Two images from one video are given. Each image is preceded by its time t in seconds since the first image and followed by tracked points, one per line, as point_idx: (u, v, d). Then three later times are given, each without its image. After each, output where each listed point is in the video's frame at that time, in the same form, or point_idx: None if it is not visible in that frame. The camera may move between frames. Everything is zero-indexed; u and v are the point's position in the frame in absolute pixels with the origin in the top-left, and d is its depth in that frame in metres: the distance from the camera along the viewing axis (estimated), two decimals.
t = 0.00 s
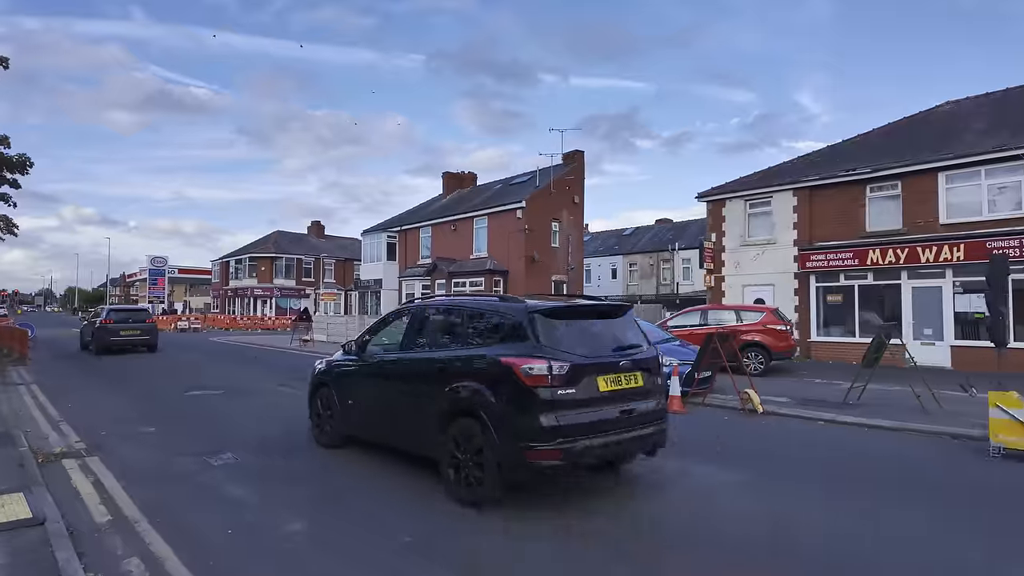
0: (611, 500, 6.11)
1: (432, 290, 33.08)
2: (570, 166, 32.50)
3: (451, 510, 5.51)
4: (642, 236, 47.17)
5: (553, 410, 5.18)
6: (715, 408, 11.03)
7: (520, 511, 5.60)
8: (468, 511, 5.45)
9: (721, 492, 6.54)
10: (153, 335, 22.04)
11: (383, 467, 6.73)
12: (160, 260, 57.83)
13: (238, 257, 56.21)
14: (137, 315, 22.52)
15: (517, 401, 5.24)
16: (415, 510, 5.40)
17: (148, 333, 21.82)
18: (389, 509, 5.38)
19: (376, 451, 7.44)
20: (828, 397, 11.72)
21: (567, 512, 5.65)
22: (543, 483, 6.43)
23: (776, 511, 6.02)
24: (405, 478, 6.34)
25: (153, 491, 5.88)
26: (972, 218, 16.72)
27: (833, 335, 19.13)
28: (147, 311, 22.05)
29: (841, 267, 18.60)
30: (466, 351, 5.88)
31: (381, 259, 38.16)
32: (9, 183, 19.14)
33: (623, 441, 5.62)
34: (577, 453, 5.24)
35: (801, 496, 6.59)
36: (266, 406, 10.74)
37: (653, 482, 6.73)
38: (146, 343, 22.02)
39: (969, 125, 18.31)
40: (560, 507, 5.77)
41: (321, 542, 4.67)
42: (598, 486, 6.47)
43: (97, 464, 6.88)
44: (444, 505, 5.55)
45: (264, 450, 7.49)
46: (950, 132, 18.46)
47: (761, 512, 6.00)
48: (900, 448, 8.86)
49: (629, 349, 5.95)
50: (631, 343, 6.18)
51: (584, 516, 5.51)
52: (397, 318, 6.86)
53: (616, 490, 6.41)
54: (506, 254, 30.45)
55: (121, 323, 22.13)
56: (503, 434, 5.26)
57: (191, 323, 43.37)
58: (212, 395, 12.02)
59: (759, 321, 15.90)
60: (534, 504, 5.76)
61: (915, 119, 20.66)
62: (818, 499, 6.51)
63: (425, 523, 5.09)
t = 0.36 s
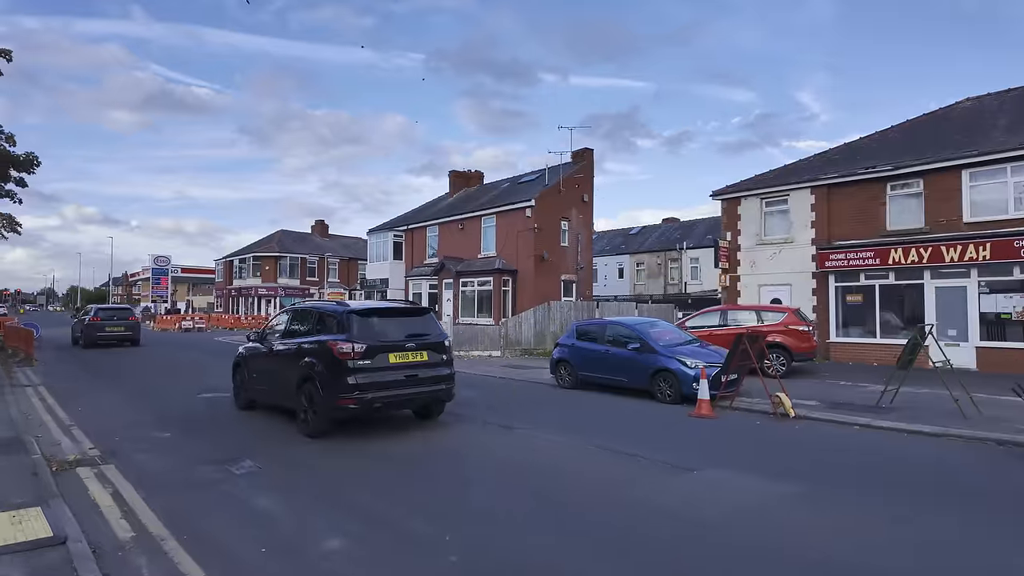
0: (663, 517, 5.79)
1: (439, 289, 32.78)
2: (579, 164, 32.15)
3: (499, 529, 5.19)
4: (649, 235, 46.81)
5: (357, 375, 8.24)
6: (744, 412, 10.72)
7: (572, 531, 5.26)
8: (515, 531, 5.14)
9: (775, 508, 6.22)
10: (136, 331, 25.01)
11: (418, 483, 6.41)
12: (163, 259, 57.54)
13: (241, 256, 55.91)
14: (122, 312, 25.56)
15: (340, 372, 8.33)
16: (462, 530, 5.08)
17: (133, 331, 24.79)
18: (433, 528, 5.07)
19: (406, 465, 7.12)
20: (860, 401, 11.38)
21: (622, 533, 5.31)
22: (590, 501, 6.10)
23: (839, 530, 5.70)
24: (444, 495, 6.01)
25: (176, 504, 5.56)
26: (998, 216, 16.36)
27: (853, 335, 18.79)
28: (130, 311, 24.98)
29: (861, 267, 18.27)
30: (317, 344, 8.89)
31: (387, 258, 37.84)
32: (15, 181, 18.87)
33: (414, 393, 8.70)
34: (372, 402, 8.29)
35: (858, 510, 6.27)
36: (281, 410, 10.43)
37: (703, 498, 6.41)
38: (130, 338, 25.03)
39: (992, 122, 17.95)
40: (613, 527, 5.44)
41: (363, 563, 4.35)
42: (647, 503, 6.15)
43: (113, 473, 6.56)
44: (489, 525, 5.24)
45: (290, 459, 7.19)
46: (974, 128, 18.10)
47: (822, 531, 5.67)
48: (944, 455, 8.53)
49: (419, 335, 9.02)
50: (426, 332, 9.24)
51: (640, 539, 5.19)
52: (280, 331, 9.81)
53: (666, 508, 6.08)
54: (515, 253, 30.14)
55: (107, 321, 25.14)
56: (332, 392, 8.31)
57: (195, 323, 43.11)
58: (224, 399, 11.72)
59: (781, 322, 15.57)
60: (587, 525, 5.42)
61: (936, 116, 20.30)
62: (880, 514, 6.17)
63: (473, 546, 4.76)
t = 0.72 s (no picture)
0: (718, 526, 5.41)
1: (445, 287, 32.41)
2: (587, 161, 31.76)
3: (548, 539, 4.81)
4: (654, 233, 46.44)
5: (260, 355, 10.95)
6: (774, 413, 10.37)
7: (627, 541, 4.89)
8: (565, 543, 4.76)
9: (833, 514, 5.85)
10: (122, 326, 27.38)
11: (452, 488, 6.03)
12: (164, 258, 57.21)
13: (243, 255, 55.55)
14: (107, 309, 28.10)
15: (248, 352, 11.09)
16: (510, 541, 4.70)
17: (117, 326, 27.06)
18: (478, 539, 4.69)
19: (436, 469, 6.75)
20: (892, 401, 11.02)
21: (681, 544, 4.94)
22: (636, 508, 5.73)
23: (908, 537, 5.33)
24: (482, 501, 5.65)
25: (198, 513, 5.20)
26: None
27: (872, 334, 18.43)
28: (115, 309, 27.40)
29: (881, 263, 17.91)
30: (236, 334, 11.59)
31: (392, 257, 37.49)
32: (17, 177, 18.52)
33: (309, 368, 11.50)
34: (272, 373, 11.05)
35: (920, 515, 5.90)
36: (296, 410, 10.07)
37: (754, 504, 6.03)
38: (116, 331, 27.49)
39: (1016, 115, 17.56)
40: (669, 536, 5.07)
41: None
42: (697, 511, 5.77)
43: (125, 478, 6.19)
44: (536, 536, 4.86)
45: (312, 462, 6.82)
46: (996, 122, 17.72)
47: (890, 538, 5.31)
48: (990, 458, 8.18)
49: (315, 325, 11.69)
50: (321, 323, 11.90)
51: (699, 551, 4.82)
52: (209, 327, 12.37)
53: (719, 515, 5.71)
54: (522, 251, 29.78)
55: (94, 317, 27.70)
56: (242, 367, 11.10)
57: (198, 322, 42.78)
58: (235, 398, 11.37)
59: (802, 320, 15.22)
60: (641, 534, 5.05)
61: (955, 110, 19.92)
62: (943, 519, 5.82)
63: (523, 560, 4.39)
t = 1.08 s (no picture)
0: (800, 544, 4.95)
1: (461, 286, 32.05)
2: (604, 157, 31.27)
3: (621, 562, 4.40)
4: (671, 231, 45.85)
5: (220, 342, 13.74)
6: (821, 417, 9.94)
7: (702, 563, 4.47)
8: (639, 566, 4.35)
9: (923, 528, 5.38)
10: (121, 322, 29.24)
11: (505, 501, 5.64)
12: (177, 257, 57.20)
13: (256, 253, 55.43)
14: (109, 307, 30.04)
15: (211, 340, 13.89)
16: (579, 564, 4.29)
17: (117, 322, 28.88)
18: (545, 564, 4.29)
19: (483, 479, 6.37)
20: (943, 405, 10.53)
21: (767, 567, 4.48)
22: (704, 523, 5.31)
23: (1017, 554, 4.83)
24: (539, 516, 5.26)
25: (238, 528, 4.84)
26: None
27: (906, 334, 17.87)
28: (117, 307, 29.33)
29: (917, 261, 17.34)
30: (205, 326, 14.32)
31: (406, 254, 37.16)
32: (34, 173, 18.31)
33: (258, 353, 14.29)
34: (227, 357, 13.84)
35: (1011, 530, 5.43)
36: (323, 413, 9.73)
37: (832, 518, 5.58)
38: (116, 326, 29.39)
39: None
40: (749, 558, 4.62)
41: None
42: (773, 526, 5.32)
43: (156, 488, 5.85)
44: (606, 559, 4.44)
45: (350, 471, 6.44)
46: None
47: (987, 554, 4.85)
48: None
49: (264, 319, 14.51)
50: (269, 319, 14.68)
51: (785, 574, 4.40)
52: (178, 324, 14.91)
53: (794, 530, 5.28)
54: (540, 248, 29.37)
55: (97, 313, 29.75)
56: (204, 353, 13.87)
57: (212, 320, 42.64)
58: (259, 400, 11.04)
59: (838, 319, 14.71)
60: (721, 556, 4.61)
61: (991, 102, 19.28)
62: None
63: None
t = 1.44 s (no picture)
0: (940, 571, 4.38)
1: (513, 284, 31.81)
2: (660, 150, 30.40)
3: None
4: (727, 226, 44.38)
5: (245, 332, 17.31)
6: (919, 424, 9.21)
7: None
8: None
9: None
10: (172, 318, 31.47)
11: (597, 513, 5.27)
12: (236, 256, 59.10)
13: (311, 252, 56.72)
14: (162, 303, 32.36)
15: (239, 331, 17.49)
16: None
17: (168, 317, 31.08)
18: None
19: (570, 487, 6.00)
20: None
21: None
22: (820, 542, 4.81)
23: None
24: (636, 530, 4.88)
25: (324, 536, 4.66)
26: None
27: (998, 334, 16.56)
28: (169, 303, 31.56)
29: (1011, 255, 16.02)
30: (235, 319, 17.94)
31: (457, 252, 37.19)
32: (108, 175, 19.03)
33: (275, 340, 17.81)
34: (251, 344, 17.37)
35: None
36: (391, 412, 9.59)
37: (967, 539, 4.97)
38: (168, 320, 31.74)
39: None
40: None
41: None
42: (903, 548, 4.76)
43: (237, 491, 5.74)
44: None
45: (429, 476, 6.20)
46: None
47: None
48: None
49: (280, 313, 18.04)
50: (284, 313, 18.22)
51: None
52: (215, 317, 18.62)
53: (926, 552, 4.72)
54: (594, 245, 28.81)
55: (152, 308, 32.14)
56: (234, 340, 17.49)
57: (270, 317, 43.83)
58: (326, 398, 11.03)
59: (926, 319, 13.70)
60: None
61: None
62: None
63: None
